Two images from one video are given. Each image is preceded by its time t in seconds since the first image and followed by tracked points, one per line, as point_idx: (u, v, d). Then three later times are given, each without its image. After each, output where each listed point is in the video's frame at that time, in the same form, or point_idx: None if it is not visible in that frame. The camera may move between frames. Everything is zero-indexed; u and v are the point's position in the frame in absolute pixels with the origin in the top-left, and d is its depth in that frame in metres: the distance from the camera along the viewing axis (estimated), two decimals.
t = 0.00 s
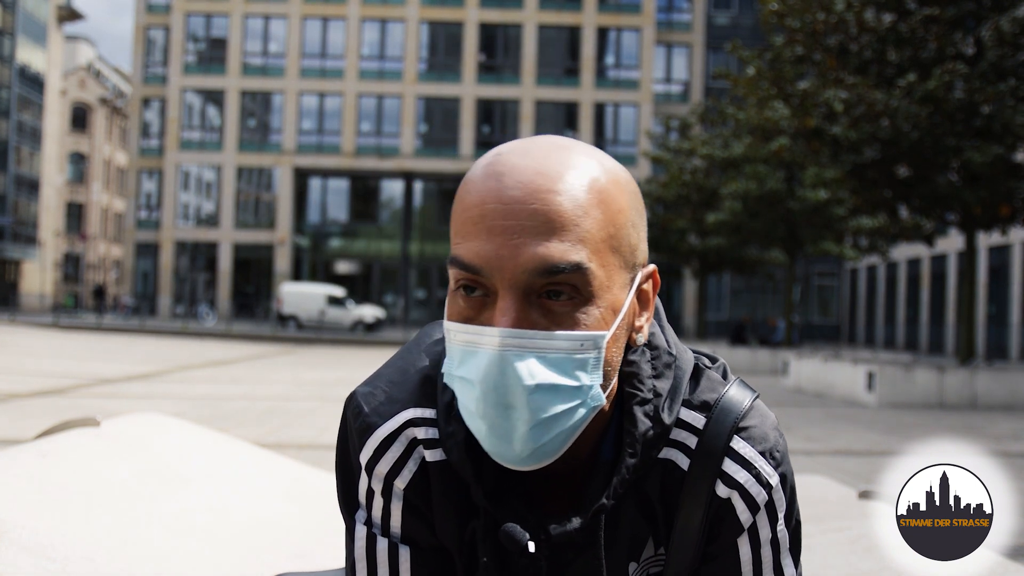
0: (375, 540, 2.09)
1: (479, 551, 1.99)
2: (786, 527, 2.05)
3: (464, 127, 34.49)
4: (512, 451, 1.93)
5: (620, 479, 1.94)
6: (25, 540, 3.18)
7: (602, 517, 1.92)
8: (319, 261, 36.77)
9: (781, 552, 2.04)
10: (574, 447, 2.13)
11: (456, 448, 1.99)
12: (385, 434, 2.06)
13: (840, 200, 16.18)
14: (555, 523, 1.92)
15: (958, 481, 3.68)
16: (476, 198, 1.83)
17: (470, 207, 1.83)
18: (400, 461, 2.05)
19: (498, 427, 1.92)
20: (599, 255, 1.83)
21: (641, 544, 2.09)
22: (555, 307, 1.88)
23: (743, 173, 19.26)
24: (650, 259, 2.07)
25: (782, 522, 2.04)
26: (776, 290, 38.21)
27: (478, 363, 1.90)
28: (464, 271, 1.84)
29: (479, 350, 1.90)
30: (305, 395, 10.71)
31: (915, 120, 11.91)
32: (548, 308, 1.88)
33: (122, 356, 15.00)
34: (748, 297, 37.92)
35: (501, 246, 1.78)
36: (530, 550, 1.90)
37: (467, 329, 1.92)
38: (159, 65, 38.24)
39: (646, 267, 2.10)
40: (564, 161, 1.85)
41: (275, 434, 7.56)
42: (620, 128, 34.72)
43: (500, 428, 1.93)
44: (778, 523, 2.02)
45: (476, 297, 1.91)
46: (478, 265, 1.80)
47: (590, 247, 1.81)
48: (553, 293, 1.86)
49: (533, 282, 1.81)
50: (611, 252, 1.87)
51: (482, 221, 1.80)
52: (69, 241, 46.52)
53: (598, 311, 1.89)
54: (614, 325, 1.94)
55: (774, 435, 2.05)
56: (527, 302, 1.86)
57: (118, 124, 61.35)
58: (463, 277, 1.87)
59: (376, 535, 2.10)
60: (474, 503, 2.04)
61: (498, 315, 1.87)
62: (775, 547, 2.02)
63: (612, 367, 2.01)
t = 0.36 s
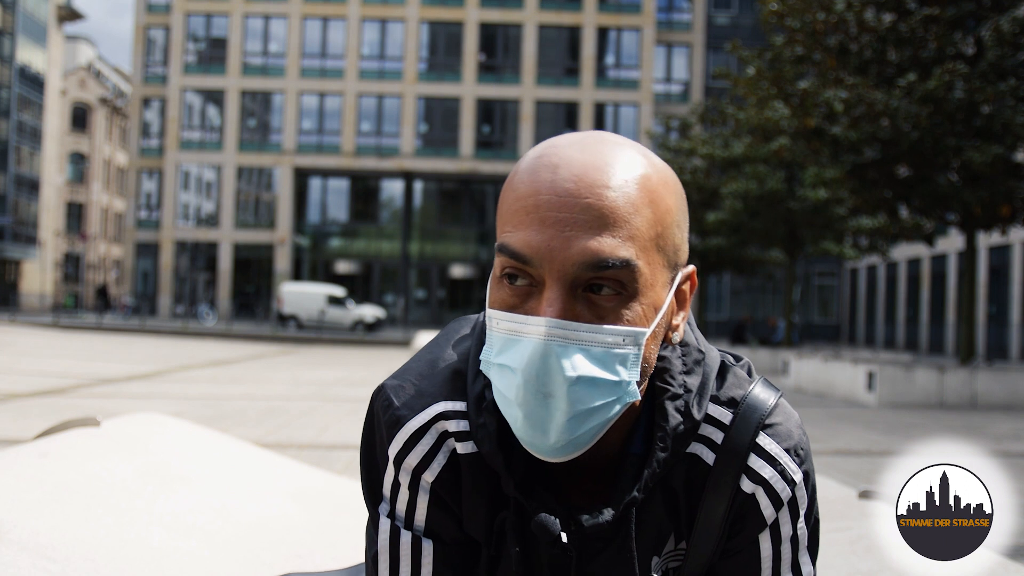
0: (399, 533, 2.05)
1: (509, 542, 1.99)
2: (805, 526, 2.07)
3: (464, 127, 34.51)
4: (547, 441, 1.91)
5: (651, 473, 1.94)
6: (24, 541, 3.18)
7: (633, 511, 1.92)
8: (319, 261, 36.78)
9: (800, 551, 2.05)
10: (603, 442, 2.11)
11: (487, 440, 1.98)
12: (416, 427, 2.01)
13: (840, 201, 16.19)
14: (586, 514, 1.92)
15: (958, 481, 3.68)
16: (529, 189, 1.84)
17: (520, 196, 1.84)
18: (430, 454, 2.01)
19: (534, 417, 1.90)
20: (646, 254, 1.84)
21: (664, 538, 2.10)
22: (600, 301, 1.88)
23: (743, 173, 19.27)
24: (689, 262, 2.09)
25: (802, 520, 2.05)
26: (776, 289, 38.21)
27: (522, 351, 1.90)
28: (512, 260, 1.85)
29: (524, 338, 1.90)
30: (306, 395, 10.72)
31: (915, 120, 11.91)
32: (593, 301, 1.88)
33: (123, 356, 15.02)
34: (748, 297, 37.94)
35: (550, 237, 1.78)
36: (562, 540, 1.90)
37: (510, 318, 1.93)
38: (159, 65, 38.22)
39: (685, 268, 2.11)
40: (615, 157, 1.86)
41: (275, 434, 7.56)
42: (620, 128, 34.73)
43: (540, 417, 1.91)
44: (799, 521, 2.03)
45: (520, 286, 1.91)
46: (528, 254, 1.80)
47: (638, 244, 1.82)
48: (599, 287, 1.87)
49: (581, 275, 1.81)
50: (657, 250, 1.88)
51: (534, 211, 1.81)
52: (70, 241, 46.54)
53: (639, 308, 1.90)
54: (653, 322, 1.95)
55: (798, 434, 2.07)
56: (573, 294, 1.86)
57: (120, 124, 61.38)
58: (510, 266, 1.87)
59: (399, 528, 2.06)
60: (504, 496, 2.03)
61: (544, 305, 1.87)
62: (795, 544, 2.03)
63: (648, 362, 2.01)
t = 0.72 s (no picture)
0: (396, 544, 2.04)
1: (506, 558, 1.96)
2: (809, 545, 2.06)
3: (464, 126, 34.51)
4: (548, 461, 1.88)
5: (654, 493, 1.92)
6: (26, 541, 3.17)
7: (635, 531, 1.90)
8: (319, 261, 36.78)
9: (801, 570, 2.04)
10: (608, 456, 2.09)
11: (489, 454, 1.94)
12: (417, 439, 1.99)
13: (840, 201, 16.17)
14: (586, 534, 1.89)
15: (958, 481, 3.67)
16: (545, 204, 1.75)
17: (538, 211, 1.76)
18: (430, 467, 2.00)
19: (537, 437, 1.88)
20: (662, 278, 1.77)
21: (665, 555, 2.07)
22: (612, 323, 1.82)
23: (743, 173, 19.25)
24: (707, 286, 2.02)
25: (806, 539, 2.04)
26: (777, 289, 38.20)
27: (526, 373, 1.86)
28: (525, 275, 1.77)
29: (529, 357, 1.86)
30: (305, 395, 10.72)
31: (915, 120, 11.89)
32: (604, 323, 1.82)
33: (123, 356, 15.00)
34: (748, 297, 37.94)
35: (566, 256, 1.70)
36: (562, 560, 1.88)
37: (518, 334, 1.88)
38: (159, 65, 38.17)
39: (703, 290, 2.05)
40: (635, 175, 1.78)
41: (275, 434, 7.55)
42: (620, 128, 34.74)
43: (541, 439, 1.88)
44: (802, 541, 2.02)
45: (531, 302, 1.85)
46: (541, 271, 1.73)
47: (657, 268, 1.75)
48: (610, 309, 1.80)
49: (593, 296, 1.74)
50: (673, 273, 1.81)
51: (551, 227, 1.72)
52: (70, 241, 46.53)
53: (651, 332, 1.84)
54: (665, 346, 1.89)
55: (803, 452, 2.06)
56: (584, 315, 1.80)
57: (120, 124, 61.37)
58: (522, 280, 1.80)
59: (398, 539, 2.05)
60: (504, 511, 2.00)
61: (552, 325, 1.81)
62: (796, 563, 2.02)
63: (656, 384, 1.97)
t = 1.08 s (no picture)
0: (382, 550, 2.05)
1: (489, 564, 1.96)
2: (796, 549, 2.06)
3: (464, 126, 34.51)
4: (539, 478, 1.88)
5: (638, 500, 1.92)
6: (26, 541, 3.18)
7: (619, 537, 1.90)
8: (319, 260, 36.76)
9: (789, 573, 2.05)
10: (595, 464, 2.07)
11: (473, 462, 1.93)
12: (401, 446, 1.98)
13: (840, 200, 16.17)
14: (571, 541, 1.89)
15: (958, 481, 3.68)
16: (528, 216, 1.75)
17: (523, 225, 1.75)
18: (414, 474, 2.00)
19: (525, 453, 1.87)
20: (651, 289, 1.77)
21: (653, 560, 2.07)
22: (600, 337, 1.82)
23: (744, 173, 19.24)
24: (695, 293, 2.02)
25: (794, 542, 2.04)
26: (777, 289, 38.20)
27: (513, 386, 1.85)
28: (510, 290, 1.77)
29: (517, 370, 1.85)
30: (306, 395, 10.70)
31: (915, 120, 11.89)
32: (592, 337, 1.82)
33: (123, 356, 14.98)
34: (748, 297, 37.94)
35: (552, 269, 1.69)
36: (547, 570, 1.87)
37: (505, 349, 1.87)
38: (159, 65, 38.14)
39: (690, 298, 2.04)
40: (617, 183, 1.77)
41: (275, 433, 7.54)
42: (620, 127, 34.73)
43: (529, 452, 1.87)
44: (789, 545, 2.02)
45: (518, 316, 1.84)
46: (527, 285, 1.72)
47: (644, 279, 1.74)
48: (598, 323, 1.80)
49: (581, 311, 1.74)
50: (662, 284, 1.80)
51: (536, 240, 1.72)
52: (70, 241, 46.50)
53: (640, 344, 1.84)
54: (654, 358, 1.88)
55: (789, 455, 2.06)
56: (573, 330, 1.79)
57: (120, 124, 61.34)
58: (509, 295, 1.79)
59: (383, 544, 2.06)
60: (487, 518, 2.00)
61: (541, 341, 1.80)
62: (784, 567, 2.03)
63: (647, 396, 1.96)
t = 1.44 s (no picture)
0: (386, 549, 2.05)
1: (493, 565, 1.96)
2: (799, 549, 2.05)
3: (464, 126, 34.51)
4: (547, 478, 1.88)
5: (642, 501, 1.91)
6: (26, 541, 3.18)
7: (624, 538, 1.90)
8: (319, 260, 36.75)
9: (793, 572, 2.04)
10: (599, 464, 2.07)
11: (478, 463, 1.93)
12: (405, 447, 1.99)
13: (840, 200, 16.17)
14: (577, 542, 1.89)
15: (957, 481, 3.69)
16: (532, 218, 1.75)
17: (527, 226, 1.75)
18: (420, 475, 2.00)
19: (532, 453, 1.86)
20: (655, 290, 1.77)
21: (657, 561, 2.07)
22: (604, 337, 1.82)
23: (744, 173, 19.24)
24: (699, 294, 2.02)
25: (796, 543, 2.04)
26: (777, 289, 38.19)
27: (520, 388, 1.85)
28: (515, 292, 1.77)
29: (523, 373, 1.85)
30: (306, 395, 10.69)
31: (915, 120, 11.89)
32: (597, 338, 1.82)
33: (123, 356, 14.95)
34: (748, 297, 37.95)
35: (556, 272, 1.70)
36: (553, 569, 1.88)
37: (512, 350, 1.87)
38: (159, 65, 38.12)
39: (693, 299, 2.05)
40: (620, 184, 1.78)
41: (275, 433, 7.53)
42: (620, 127, 34.72)
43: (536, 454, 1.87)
44: (792, 544, 2.02)
45: (522, 318, 1.85)
46: (531, 287, 1.73)
47: (648, 280, 1.75)
48: (603, 324, 1.80)
49: (585, 312, 1.74)
50: (666, 284, 1.81)
51: (540, 243, 1.72)
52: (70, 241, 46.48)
53: (645, 344, 1.84)
54: (659, 358, 1.89)
55: (793, 455, 2.05)
56: (578, 331, 1.80)
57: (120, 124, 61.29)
58: (513, 296, 1.80)
59: (387, 545, 2.06)
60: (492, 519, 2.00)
61: (547, 342, 1.81)
62: (787, 566, 2.02)
63: (652, 397, 1.96)
